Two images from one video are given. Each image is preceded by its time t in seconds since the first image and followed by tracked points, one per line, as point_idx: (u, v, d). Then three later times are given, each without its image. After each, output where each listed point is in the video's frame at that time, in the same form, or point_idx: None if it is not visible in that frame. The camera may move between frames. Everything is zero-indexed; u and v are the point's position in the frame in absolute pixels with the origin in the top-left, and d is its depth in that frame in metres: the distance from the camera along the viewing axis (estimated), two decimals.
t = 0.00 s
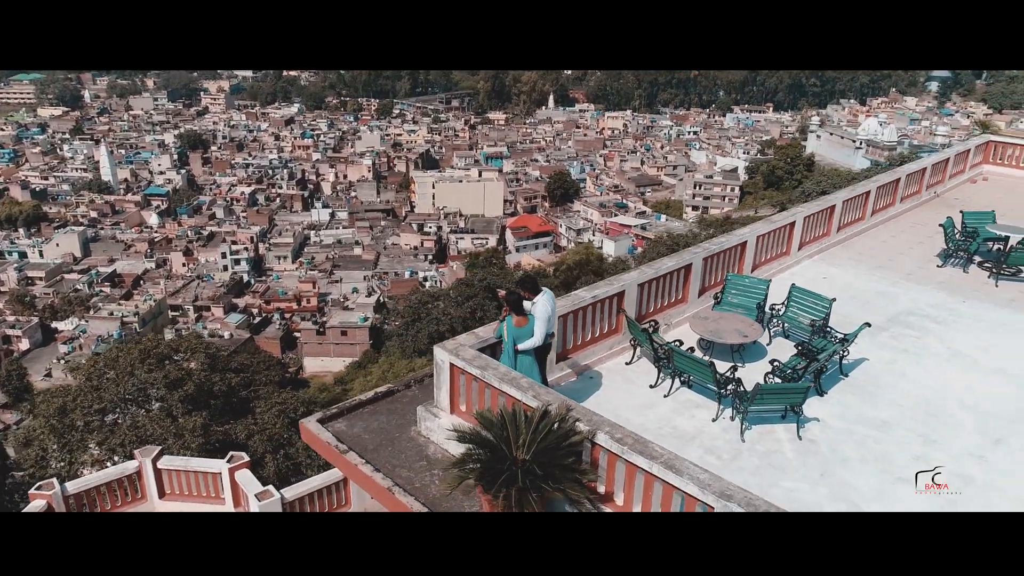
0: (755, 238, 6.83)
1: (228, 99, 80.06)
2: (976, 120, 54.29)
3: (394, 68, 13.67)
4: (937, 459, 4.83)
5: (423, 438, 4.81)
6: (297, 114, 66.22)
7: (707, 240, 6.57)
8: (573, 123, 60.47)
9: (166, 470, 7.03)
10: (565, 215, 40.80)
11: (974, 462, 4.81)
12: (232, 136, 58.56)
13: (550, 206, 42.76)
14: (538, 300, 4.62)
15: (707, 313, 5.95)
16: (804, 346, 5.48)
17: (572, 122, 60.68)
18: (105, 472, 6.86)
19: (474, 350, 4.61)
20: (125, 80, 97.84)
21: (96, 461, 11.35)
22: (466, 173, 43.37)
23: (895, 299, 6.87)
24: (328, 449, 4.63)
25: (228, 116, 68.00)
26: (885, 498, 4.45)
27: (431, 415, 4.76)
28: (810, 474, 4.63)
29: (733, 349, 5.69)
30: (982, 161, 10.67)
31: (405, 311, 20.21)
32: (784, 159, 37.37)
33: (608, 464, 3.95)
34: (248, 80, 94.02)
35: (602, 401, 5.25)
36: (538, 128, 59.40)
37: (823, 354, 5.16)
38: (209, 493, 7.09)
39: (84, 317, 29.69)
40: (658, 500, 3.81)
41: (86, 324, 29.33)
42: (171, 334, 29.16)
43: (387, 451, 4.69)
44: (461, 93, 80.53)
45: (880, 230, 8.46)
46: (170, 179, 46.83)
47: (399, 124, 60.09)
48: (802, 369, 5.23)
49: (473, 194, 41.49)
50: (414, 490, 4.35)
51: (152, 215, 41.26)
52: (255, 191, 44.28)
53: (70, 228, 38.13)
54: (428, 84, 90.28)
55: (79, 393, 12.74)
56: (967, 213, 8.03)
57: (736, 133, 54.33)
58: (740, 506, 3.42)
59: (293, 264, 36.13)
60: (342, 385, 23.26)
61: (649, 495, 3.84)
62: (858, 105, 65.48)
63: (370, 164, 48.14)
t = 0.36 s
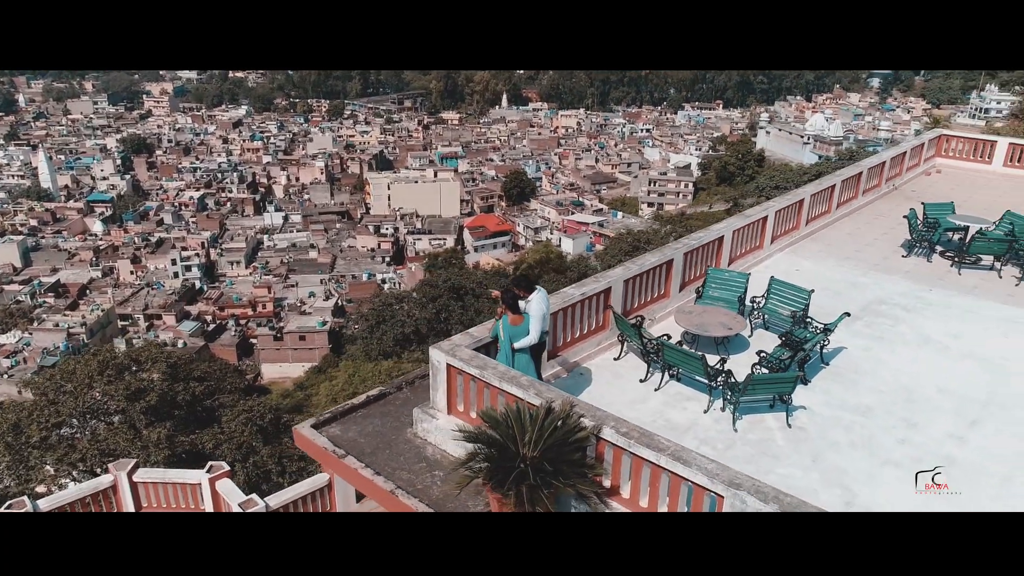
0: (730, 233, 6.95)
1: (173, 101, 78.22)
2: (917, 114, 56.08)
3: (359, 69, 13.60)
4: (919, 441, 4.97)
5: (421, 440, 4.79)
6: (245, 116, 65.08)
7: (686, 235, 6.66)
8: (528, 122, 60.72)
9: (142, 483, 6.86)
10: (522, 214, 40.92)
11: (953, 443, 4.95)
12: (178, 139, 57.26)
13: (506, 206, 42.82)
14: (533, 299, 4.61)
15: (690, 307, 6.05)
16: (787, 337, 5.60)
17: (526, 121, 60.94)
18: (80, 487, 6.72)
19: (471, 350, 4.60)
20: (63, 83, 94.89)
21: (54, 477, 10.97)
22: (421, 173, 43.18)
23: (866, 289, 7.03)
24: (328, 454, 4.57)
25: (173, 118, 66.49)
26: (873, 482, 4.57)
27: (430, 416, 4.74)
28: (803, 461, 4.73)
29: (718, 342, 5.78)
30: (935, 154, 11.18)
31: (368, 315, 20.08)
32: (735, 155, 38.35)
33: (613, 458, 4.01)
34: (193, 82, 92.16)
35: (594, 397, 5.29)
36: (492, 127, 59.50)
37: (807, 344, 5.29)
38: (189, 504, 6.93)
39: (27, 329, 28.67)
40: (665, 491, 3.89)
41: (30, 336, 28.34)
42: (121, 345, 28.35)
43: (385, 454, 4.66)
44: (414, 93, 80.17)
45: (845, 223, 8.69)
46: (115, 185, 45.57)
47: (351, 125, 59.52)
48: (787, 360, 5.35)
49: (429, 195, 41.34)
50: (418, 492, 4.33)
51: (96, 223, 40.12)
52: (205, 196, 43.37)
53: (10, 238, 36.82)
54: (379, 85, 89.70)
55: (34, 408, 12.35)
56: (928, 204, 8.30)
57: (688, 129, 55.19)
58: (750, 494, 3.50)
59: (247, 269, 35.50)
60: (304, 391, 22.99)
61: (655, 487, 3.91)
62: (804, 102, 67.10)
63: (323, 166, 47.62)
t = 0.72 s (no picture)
0: (710, 229, 7.07)
1: (118, 104, 76.42)
2: (863, 110, 57.73)
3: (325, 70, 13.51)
4: (903, 426, 5.09)
5: (421, 442, 4.77)
6: (194, 119, 63.86)
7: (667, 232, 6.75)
8: (484, 122, 60.83)
9: (122, 497, 6.69)
10: (482, 214, 40.96)
11: (936, 428, 5.08)
12: (125, 143, 55.90)
13: (466, 206, 42.82)
14: (531, 297, 4.61)
15: (677, 302, 6.13)
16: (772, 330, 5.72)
17: (483, 121, 61.03)
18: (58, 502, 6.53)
19: (470, 351, 4.60)
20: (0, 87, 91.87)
21: (14, 495, 10.62)
22: (379, 175, 42.93)
23: (840, 281, 7.21)
24: (329, 459, 4.52)
25: (119, 122, 64.91)
26: (864, 467, 4.67)
27: (429, 418, 4.72)
28: (795, 449, 4.81)
29: (704, 336, 5.88)
30: (895, 149, 11.55)
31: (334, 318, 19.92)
32: (692, 152, 39.63)
33: (620, 453, 4.04)
34: (139, 84, 90.11)
35: (589, 394, 5.34)
36: (449, 126, 59.42)
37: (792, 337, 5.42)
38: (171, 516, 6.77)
39: None
40: (673, 483, 3.94)
41: None
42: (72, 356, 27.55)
43: (386, 457, 4.63)
44: (369, 93, 79.62)
45: (814, 217, 8.90)
46: (60, 191, 44.28)
47: (305, 127, 58.88)
48: (775, 351, 5.45)
49: (388, 196, 41.12)
50: (423, 494, 4.31)
51: (41, 230, 38.93)
52: (155, 201, 42.41)
53: None
54: (332, 85, 88.95)
55: None
56: (893, 197, 8.55)
57: (643, 128, 55.89)
58: (761, 482, 3.57)
59: (201, 275, 34.82)
60: (268, 397, 22.67)
61: (664, 480, 3.95)
62: (755, 99, 68.61)
63: (278, 169, 46.99)
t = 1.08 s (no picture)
0: (692, 226, 7.15)
1: (65, 108, 74.41)
2: (816, 107, 59.03)
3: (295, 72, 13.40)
4: (894, 413, 5.19)
5: (423, 444, 4.73)
6: (145, 122, 62.49)
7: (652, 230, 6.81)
8: (444, 122, 60.70)
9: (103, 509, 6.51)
10: (444, 215, 40.87)
11: (924, 414, 5.19)
12: (73, 147, 54.45)
13: (428, 206, 42.67)
14: (531, 297, 4.58)
15: (666, 299, 6.19)
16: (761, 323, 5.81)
17: (442, 121, 60.89)
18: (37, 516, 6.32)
19: (472, 353, 4.57)
20: None
21: None
22: (339, 177, 42.54)
23: (819, 274, 7.37)
24: (332, 465, 4.46)
25: (66, 125, 63.20)
26: (860, 455, 4.75)
27: (432, 421, 4.69)
28: (792, 439, 4.87)
29: (695, 332, 5.94)
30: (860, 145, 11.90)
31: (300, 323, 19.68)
32: (652, 149, 40.38)
33: (630, 448, 4.06)
34: (86, 87, 87.94)
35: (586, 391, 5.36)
36: (408, 127, 59.12)
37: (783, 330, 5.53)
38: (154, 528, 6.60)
39: None
40: (683, 478, 3.97)
41: None
42: (24, 368, 26.73)
43: (390, 461, 4.58)
44: (325, 95, 78.92)
45: (788, 213, 9.08)
46: (6, 198, 42.94)
47: (261, 129, 58.05)
48: (767, 345, 5.53)
49: (348, 198, 40.76)
50: (430, 497, 4.28)
51: None
52: (107, 206, 41.38)
53: None
54: (288, 86, 87.90)
55: None
56: (865, 191, 8.76)
57: (603, 126, 56.32)
58: (772, 473, 3.61)
59: (158, 282, 34.07)
60: (232, 404, 22.29)
61: (674, 475, 3.97)
62: (711, 97, 69.67)
63: (234, 172, 46.23)
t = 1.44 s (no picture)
0: (676, 224, 7.24)
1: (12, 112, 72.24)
2: (773, 105, 60.15)
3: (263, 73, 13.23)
4: (885, 404, 5.30)
5: (427, 447, 4.71)
6: (98, 125, 61.00)
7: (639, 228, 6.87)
8: (406, 122, 60.47)
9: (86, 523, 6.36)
10: (408, 216, 40.71)
11: (913, 403, 5.31)
12: (22, 152, 52.90)
13: (392, 207, 42.43)
14: (534, 297, 4.57)
15: (656, 295, 6.25)
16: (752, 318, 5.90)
17: (404, 121, 60.62)
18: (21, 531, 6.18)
19: (476, 353, 4.55)
20: None
21: None
22: (300, 179, 42.05)
23: (799, 269, 7.51)
24: (337, 469, 4.42)
25: (14, 129, 61.38)
26: (855, 443, 4.83)
27: (436, 423, 4.67)
28: (790, 431, 4.94)
29: (687, 327, 6.01)
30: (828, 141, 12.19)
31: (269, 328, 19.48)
32: (613, 148, 42.52)
33: (640, 444, 4.08)
34: (34, 91, 85.55)
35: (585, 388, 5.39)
36: (369, 127, 58.74)
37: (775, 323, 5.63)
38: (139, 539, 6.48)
39: None
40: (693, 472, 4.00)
41: None
42: None
43: (395, 464, 4.55)
44: (284, 95, 77.93)
45: (763, 209, 9.24)
46: None
47: (218, 131, 57.11)
48: (759, 339, 5.61)
49: (310, 200, 40.28)
50: (439, 498, 4.25)
51: None
52: (60, 212, 40.29)
53: None
54: (244, 86, 86.62)
55: None
56: (839, 186, 8.95)
57: (565, 125, 56.61)
58: (783, 465, 3.66)
59: (115, 289, 33.26)
60: (198, 411, 21.91)
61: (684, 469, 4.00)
62: (671, 95, 70.51)
63: (191, 175, 45.38)
